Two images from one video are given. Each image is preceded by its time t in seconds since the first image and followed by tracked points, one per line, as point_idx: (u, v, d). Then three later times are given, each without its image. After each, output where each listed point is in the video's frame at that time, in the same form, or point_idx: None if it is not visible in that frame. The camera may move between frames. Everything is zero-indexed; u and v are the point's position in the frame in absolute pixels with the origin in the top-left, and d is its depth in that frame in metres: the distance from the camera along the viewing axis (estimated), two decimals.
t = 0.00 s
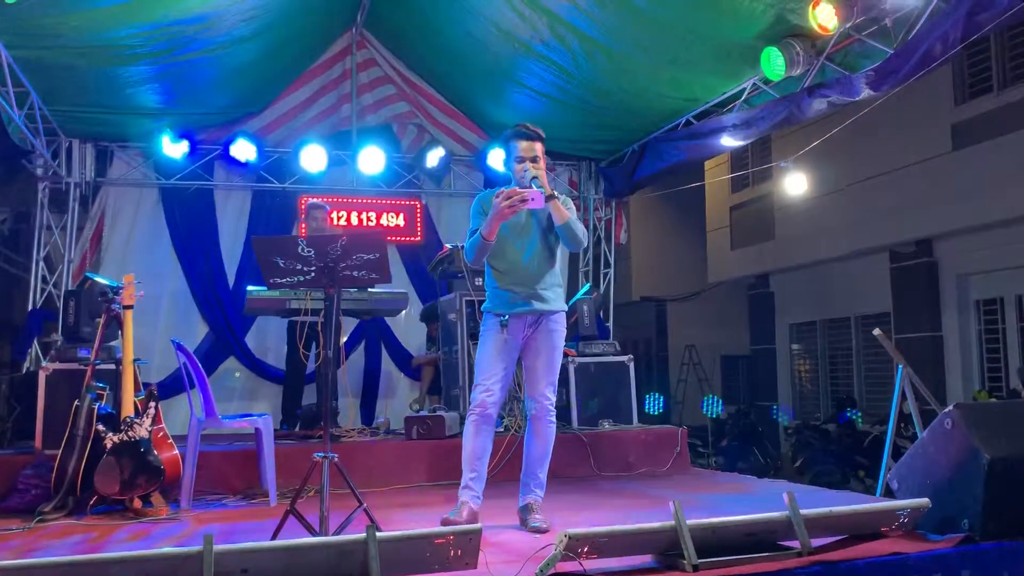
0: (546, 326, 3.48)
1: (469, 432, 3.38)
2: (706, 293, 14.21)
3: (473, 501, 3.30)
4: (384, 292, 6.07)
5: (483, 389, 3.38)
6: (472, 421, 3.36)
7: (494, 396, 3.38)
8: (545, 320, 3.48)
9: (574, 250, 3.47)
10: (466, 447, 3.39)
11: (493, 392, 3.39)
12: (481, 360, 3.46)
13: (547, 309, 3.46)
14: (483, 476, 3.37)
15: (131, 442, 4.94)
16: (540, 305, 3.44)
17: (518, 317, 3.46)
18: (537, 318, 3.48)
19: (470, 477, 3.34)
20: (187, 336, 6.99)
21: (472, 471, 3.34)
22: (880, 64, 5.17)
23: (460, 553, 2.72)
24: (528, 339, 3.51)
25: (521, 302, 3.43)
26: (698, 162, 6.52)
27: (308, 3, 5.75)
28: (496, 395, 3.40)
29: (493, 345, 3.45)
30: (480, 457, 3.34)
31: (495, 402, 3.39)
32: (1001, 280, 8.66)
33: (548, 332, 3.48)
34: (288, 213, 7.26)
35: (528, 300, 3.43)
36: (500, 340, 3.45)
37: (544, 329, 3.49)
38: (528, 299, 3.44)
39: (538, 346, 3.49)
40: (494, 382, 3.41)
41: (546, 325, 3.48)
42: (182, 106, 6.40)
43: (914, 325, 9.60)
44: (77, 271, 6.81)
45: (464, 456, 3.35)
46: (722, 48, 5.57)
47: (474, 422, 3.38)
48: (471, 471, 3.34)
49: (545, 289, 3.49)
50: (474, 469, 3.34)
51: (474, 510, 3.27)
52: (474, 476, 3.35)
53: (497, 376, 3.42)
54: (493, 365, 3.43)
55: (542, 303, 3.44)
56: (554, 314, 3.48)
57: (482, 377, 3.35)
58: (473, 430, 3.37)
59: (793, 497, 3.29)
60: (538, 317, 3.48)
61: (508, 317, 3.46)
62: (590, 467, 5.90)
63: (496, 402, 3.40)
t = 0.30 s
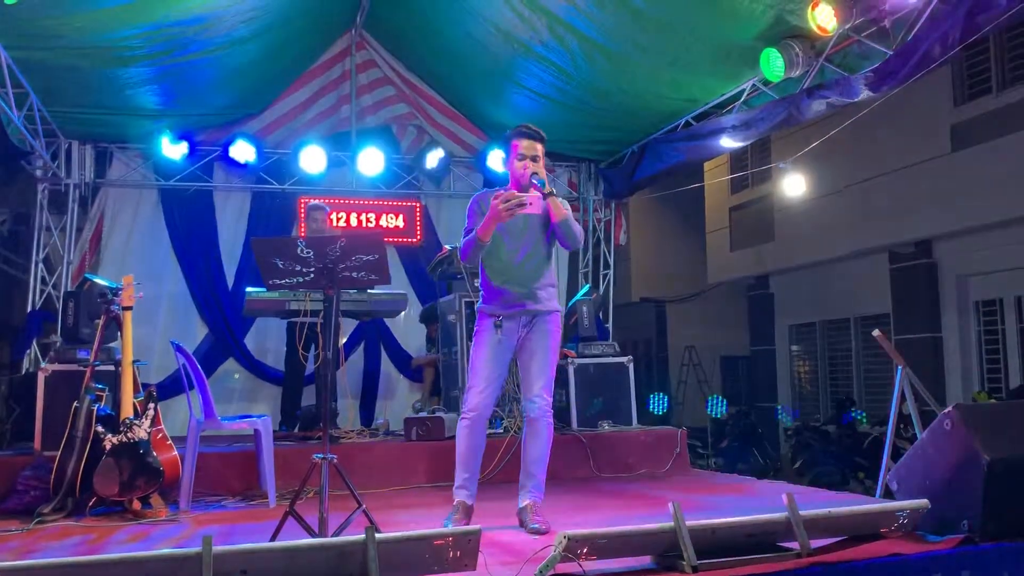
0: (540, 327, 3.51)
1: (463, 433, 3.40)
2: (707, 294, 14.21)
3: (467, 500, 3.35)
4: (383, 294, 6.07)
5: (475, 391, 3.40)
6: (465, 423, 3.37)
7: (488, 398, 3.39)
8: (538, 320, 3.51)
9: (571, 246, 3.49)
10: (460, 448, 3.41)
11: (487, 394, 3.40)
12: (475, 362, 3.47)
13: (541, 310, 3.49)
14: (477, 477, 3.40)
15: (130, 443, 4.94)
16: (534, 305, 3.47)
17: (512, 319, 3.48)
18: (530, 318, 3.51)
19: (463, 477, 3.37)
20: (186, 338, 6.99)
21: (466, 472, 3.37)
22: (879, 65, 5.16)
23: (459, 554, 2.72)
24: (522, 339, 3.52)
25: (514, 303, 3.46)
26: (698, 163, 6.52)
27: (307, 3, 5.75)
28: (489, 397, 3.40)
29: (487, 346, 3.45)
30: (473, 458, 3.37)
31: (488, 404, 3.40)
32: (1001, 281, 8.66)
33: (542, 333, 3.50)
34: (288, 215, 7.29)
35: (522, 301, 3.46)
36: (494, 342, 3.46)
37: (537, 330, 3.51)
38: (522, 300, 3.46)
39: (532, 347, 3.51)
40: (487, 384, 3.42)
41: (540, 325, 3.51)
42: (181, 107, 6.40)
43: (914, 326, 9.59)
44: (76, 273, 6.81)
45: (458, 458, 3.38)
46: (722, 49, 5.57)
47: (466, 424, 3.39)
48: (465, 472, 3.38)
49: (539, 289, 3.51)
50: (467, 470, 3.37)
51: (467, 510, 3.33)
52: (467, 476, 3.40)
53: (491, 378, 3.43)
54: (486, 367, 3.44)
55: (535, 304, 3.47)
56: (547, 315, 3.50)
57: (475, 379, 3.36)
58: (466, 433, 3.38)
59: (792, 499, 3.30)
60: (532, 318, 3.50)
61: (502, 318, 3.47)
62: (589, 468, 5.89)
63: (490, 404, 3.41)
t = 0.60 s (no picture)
0: (526, 329, 3.43)
1: (454, 438, 3.36)
2: (709, 295, 14.08)
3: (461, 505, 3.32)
4: (380, 294, 5.97)
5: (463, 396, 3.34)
6: (455, 429, 3.31)
7: (477, 402, 3.34)
8: (524, 321, 3.43)
9: (560, 242, 3.42)
10: (452, 453, 3.37)
11: (476, 398, 3.34)
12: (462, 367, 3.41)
13: (527, 310, 3.42)
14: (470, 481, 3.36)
15: (122, 446, 4.82)
16: (520, 306, 3.39)
17: (498, 321, 3.41)
18: (517, 320, 3.42)
19: (456, 482, 3.32)
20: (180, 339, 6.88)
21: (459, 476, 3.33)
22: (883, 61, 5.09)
23: (456, 559, 2.67)
24: (510, 341, 3.44)
25: (498, 305, 3.38)
26: (700, 161, 6.42)
27: None
28: (478, 401, 3.35)
29: (472, 350, 3.38)
30: (466, 464, 3.32)
31: (477, 408, 3.34)
32: (1008, 282, 8.55)
33: (528, 333, 3.43)
34: (283, 213, 7.14)
35: (509, 302, 3.39)
36: (481, 344, 3.38)
37: (525, 331, 3.43)
38: (508, 301, 3.39)
39: (519, 348, 3.44)
40: (474, 388, 3.35)
41: (527, 327, 3.43)
42: (175, 104, 6.30)
43: (920, 327, 9.49)
44: (67, 272, 6.70)
45: (451, 463, 3.33)
46: (724, 45, 5.48)
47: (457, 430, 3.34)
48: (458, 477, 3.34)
49: (525, 288, 3.46)
50: (460, 475, 3.32)
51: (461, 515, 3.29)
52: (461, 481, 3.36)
53: (480, 381, 3.36)
54: (473, 371, 3.37)
55: (521, 302, 3.41)
56: (533, 315, 3.43)
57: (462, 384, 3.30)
58: (456, 438, 3.33)
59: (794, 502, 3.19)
60: (518, 319, 3.42)
61: (488, 321, 3.40)
62: (589, 471, 5.79)
63: (480, 407, 3.35)
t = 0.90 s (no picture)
0: (504, 330, 3.37)
1: (444, 443, 3.33)
2: (713, 296, 13.89)
3: (457, 510, 3.28)
4: (376, 293, 5.78)
5: (449, 401, 3.32)
6: (443, 433, 3.29)
7: (463, 406, 3.30)
8: (503, 322, 3.37)
9: (544, 237, 3.42)
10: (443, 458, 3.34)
11: (461, 402, 3.31)
12: (444, 372, 3.37)
13: (505, 312, 3.35)
14: (465, 486, 3.31)
15: (110, 450, 4.65)
16: (494, 309, 3.33)
17: (475, 322, 3.35)
18: (494, 321, 3.36)
19: (452, 487, 3.29)
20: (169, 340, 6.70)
21: (452, 481, 3.29)
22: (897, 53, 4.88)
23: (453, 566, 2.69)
24: (491, 343, 3.39)
25: (473, 305, 3.32)
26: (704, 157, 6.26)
27: None
28: (464, 405, 3.31)
29: (452, 355, 3.34)
30: (457, 468, 3.28)
31: (462, 412, 3.31)
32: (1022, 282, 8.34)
33: (507, 335, 3.36)
34: (275, 209, 6.95)
35: (482, 304, 3.32)
36: (459, 347, 3.34)
37: (504, 332, 3.37)
38: (482, 304, 3.32)
39: (500, 350, 3.38)
40: (458, 392, 3.31)
41: (504, 328, 3.37)
42: (165, 98, 6.13)
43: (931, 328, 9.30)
44: (53, 271, 6.53)
45: (444, 469, 3.30)
46: (730, 38, 5.31)
47: (447, 435, 3.32)
48: (451, 483, 3.29)
49: (505, 288, 3.38)
50: (455, 480, 3.28)
51: (460, 518, 3.25)
52: (456, 486, 3.30)
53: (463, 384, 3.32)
54: (455, 376, 3.33)
55: (497, 304, 3.33)
56: (511, 316, 3.36)
57: (444, 389, 3.27)
58: (447, 444, 3.31)
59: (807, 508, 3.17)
60: (496, 320, 3.37)
61: (464, 324, 3.35)
62: (591, 476, 5.61)
63: (466, 411, 3.32)
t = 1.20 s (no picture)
0: (487, 330, 3.40)
1: (435, 445, 3.34)
2: (716, 294, 13.80)
3: (456, 511, 3.28)
4: (375, 291, 5.71)
5: (438, 403, 3.33)
6: (435, 435, 3.30)
7: (452, 407, 3.32)
8: (486, 321, 3.39)
9: (527, 238, 3.43)
10: (435, 460, 3.35)
11: (450, 403, 3.33)
12: (430, 375, 3.38)
13: (487, 312, 3.38)
14: (460, 486, 3.33)
15: (104, 450, 4.59)
16: (476, 308, 3.36)
17: (458, 322, 3.36)
18: (476, 321, 3.38)
19: (447, 489, 3.29)
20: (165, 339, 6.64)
21: (448, 481, 3.31)
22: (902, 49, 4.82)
23: (453, 567, 2.63)
24: (473, 344, 3.40)
25: (456, 304, 3.35)
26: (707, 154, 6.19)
27: None
28: (453, 406, 3.33)
29: (436, 356, 3.35)
30: (452, 468, 3.30)
31: (451, 413, 3.32)
32: None
33: (489, 334, 3.40)
34: (273, 206, 6.88)
35: (464, 304, 3.35)
36: (442, 348, 3.34)
37: (487, 332, 3.39)
38: (465, 304, 3.35)
39: (484, 349, 3.40)
40: (446, 394, 3.33)
41: (487, 327, 3.39)
42: (160, 93, 6.06)
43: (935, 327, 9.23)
44: (47, 268, 6.47)
45: (438, 470, 3.32)
46: (732, 33, 5.24)
47: (439, 437, 3.33)
48: (447, 484, 3.31)
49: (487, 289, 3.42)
50: (450, 481, 3.29)
51: (458, 519, 3.25)
52: (452, 487, 3.33)
53: (450, 385, 3.34)
54: (442, 377, 3.34)
55: (479, 303, 3.36)
56: (493, 316, 3.40)
57: (434, 391, 3.28)
58: (440, 445, 3.32)
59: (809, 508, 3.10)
60: (479, 321, 3.39)
61: (446, 323, 3.35)
62: (591, 477, 5.55)
63: (455, 411, 3.33)
